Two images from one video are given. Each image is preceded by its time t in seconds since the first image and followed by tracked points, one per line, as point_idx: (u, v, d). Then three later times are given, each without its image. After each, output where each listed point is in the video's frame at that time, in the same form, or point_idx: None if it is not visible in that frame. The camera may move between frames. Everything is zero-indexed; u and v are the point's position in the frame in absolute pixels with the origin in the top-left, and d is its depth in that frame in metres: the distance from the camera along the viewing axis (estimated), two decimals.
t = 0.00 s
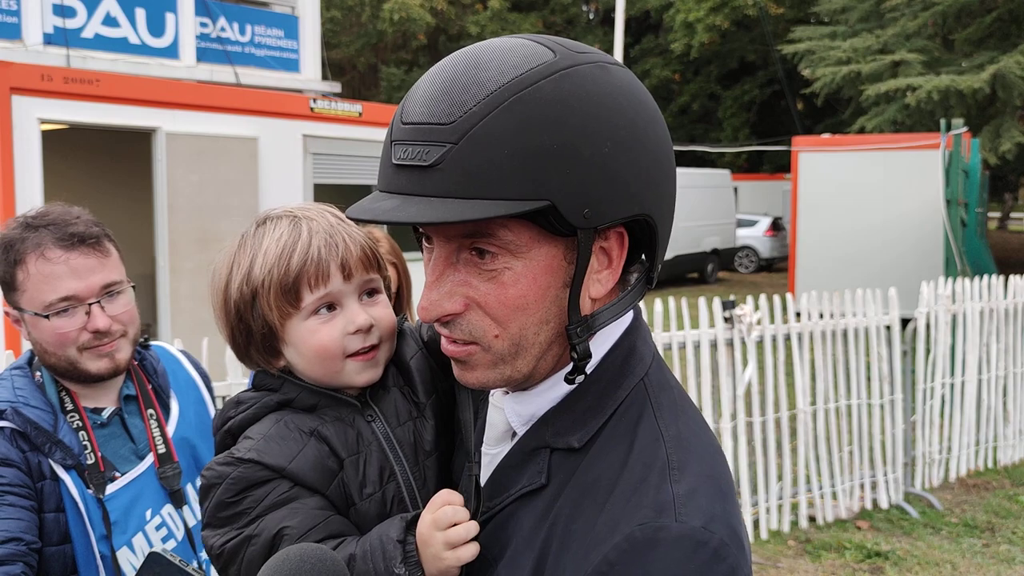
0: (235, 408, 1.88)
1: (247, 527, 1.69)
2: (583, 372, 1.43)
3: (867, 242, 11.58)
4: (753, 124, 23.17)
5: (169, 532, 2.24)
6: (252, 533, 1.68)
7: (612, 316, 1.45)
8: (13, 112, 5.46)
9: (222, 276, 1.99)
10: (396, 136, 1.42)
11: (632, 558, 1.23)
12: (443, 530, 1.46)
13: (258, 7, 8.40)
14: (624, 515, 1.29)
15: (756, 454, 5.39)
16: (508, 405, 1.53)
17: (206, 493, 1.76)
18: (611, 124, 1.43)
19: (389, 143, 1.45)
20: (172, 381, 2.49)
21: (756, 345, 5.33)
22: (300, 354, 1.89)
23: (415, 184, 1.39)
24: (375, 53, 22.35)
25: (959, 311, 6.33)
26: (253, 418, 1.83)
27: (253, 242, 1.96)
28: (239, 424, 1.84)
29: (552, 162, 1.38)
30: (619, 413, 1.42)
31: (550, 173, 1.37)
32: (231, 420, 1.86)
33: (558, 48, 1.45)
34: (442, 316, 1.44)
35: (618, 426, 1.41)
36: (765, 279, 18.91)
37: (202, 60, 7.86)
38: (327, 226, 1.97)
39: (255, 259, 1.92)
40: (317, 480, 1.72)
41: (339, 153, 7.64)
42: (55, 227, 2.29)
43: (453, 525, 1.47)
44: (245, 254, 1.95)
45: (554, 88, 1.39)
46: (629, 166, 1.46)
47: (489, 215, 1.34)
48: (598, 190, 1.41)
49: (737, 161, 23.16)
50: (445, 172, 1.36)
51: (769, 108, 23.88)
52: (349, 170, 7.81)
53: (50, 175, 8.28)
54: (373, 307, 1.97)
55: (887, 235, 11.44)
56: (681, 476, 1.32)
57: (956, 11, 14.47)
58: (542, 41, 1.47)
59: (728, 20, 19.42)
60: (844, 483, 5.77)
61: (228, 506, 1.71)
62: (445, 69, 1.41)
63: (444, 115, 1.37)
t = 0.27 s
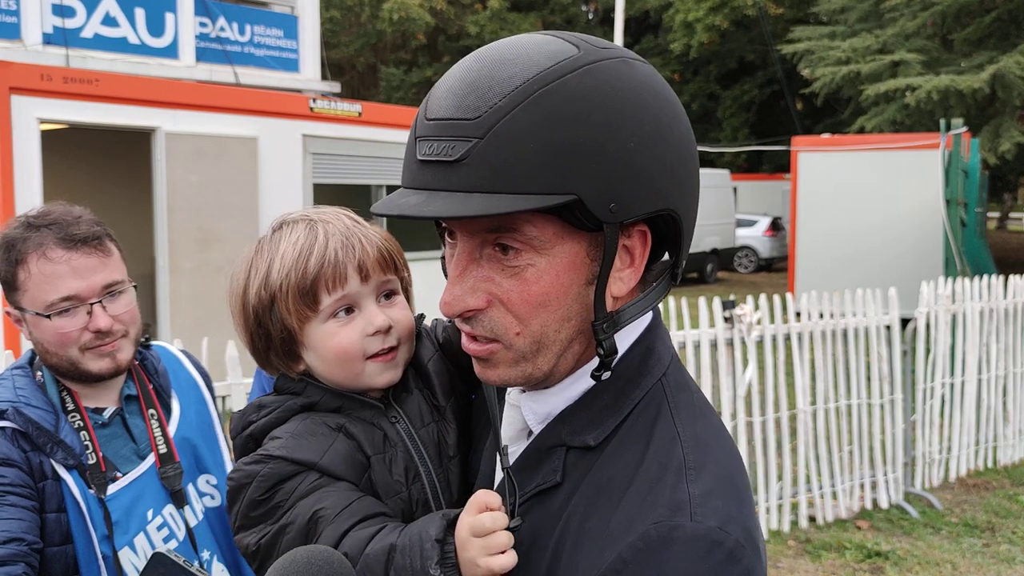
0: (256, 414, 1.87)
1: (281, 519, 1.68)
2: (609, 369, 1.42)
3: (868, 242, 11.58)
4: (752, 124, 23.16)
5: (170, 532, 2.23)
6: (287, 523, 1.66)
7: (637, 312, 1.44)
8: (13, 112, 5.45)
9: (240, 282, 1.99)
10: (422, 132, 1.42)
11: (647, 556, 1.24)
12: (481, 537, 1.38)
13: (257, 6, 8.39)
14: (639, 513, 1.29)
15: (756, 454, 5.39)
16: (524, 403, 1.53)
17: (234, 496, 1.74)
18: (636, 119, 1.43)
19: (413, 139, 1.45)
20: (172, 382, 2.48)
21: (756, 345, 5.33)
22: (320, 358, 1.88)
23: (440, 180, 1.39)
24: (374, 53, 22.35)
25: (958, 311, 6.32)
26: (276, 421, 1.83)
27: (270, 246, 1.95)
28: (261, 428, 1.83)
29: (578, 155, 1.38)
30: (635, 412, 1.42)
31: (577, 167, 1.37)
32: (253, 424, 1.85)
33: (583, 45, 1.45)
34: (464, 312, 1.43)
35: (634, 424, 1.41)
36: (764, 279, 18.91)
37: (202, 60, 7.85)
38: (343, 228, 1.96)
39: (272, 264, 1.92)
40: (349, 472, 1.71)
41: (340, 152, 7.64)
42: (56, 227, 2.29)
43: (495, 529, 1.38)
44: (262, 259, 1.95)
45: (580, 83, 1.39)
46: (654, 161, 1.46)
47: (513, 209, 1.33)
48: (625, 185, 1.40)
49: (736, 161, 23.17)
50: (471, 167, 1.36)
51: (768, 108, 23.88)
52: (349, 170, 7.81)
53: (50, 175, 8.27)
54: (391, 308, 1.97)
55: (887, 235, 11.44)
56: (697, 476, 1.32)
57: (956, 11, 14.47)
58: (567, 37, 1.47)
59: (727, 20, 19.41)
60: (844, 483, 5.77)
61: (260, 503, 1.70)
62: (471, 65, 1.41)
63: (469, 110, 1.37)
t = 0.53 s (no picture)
0: (276, 413, 1.85)
1: (302, 515, 1.65)
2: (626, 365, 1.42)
3: (868, 242, 11.58)
4: (752, 124, 23.16)
5: (171, 532, 2.23)
6: (308, 518, 1.63)
7: (659, 308, 1.43)
8: (12, 112, 5.44)
9: (258, 281, 1.99)
10: (448, 116, 1.41)
11: (651, 555, 1.23)
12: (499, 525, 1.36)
13: (256, 6, 8.38)
14: (646, 510, 1.28)
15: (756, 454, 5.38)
16: (539, 399, 1.54)
17: (256, 492, 1.72)
18: (661, 112, 1.43)
19: (439, 125, 1.44)
20: (173, 381, 2.48)
21: (756, 345, 5.32)
22: (342, 356, 1.87)
23: (463, 167, 1.39)
24: (373, 54, 22.34)
25: (958, 311, 6.32)
26: (298, 419, 1.80)
27: (289, 245, 1.95)
28: (282, 427, 1.80)
29: (603, 148, 1.38)
30: (649, 411, 1.41)
31: (600, 160, 1.37)
32: (274, 423, 1.82)
33: (613, 36, 1.44)
34: (481, 300, 1.44)
35: (646, 423, 1.40)
36: (764, 279, 18.91)
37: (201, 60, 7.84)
38: (361, 226, 1.96)
39: (291, 262, 1.92)
40: (372, 471, 1.70)
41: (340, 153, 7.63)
42: (57, 226, 2.28)
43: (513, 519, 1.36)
44: (281, 258, 1.95)
45: (608, 75, 1.38)
46: (678, 156, 1.45)
47: (531, 199, 1.33)
48: (648, 178, 1.40)
49: (736, 161, 23.16)
50: (495, 155, 1.36)
51: (768, 108, 23.88)
52: (350, 170, 7.80)
53: (49, 176, 8.26)
54: (411, 305, 1.96)
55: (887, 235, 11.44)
56: (707, 477, 1.31)
57: (955, 11, 14.47)
58: (597, 29, 1.47)
59: (726, 20, 19.41)
60: (844, 483, 5.76)
61: (281, 500, 1.68)
62: (501, 51, 1.41)
63: (496, 98, 1.37)
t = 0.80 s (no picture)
0: (301, 405, 1.87)
1: (324, 512, 1.67)
2: (613, 340, 1.42)
3: (868, 242, 11.58)
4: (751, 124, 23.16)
5: (173, 531, 2.22)
6: (330, 515, 1.65)
7: (651, 287, 1.43)
8: (12, 112, 5.44)
9: (292, 275, 2.00)
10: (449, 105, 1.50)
11: (677, 558, 1.23)
12: (526, 515, 1.37)
13: (256, 6, 8.38)
14: (671, 514, 1.28)
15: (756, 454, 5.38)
16: (561, 398, 1.53)
17: (278, 485, 1.74)
18: (639, 80, 1.41)
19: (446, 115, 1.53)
20: (176, 381, 2.48)
21: (756, 345, 5.32)
22: (371, 352, 1.88)
23: (450, 142, 1.45)
24: (373, 54, 22.34)
25: (958, 311, 6.32)
26: (321, 414, 1.82)
27: (325, 239, 1.96)
28: (306, 421, 1.82)
29: (576, 115, 1.38)
30: (672, 413, 1.41)
31: (572, 124, 1.38)
32: (298, 417, 1.84)
33: (605, 24, 1.48)
34: (480, 276, 1.49)
35: (669, 425, 1.40)
36: (763, 279, 18.91)
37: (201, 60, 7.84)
38: (397, 223, 1.96)
39: (327, 256, 1.93)
40: (395, 469, 1.70)
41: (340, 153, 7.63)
42: (60, 226, 2.28)
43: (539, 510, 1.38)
44: (317, 252, 1.96)
45: (586, 49, 1.42)
46: (662, 126, 1.42)
47: (501, 159, 1.37)
48: (623, 142, 1.39)
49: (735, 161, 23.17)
50: (475, 127, 1.41)
51: (767, 108, 23.89)
52: (350, 170, 7.80)
53: (49, 176, 8.27)
54: (441, 305, 1.96)
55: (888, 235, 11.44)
56: (732, 481, 1.30)
57: (955, 11, 14.48)
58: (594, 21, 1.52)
59: (726, 20, 19.41)
60: (844, 482, 5.77)
61: (303, 496, 1.69)
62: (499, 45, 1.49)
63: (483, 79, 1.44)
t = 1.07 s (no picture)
0: (315, 408, 1.85)
1: (336, 513, 1.66)
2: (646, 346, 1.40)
3: (868, 242, 11.58)
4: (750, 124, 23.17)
5: (174, 532, 2.22)
6: (342, 518, 1.64)
7: (674, 289, 1.43)
8: (11, 111, 5.43)
9: (319, 268, 2.00)
10: (448, 121, 1.45)
11: (691, 547, 1.23)
12: (540, 531, 1.36)
13: (255, 6, 8.38)
14: (685, 505, 1.28)
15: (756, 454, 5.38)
16: (567, 397, 1.53)
17: (290, 484, 1.73)
18: (653, 90, 1.43)
19: (441, 131, 1.48)
20: (177, 380, 2.48)
21: (756, 344, 5.32)
22: (395, 351, 1.88)
23: (467, 162, 1.40)
24: (372, 54, 22.34)
25: (958, 311, 6.32)
26: (334, 414, 1.81)
27: (358, 236, 1.96)
28: (320, 421, 1.81)
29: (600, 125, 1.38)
30: (680, 406, 1.41)
31: (598, 135, 1.37)
32: (311, 417, 1.83)
33: (603, 30, 1.47)
34: (499, 295, 1.44)
35: (677, 418, 1.40)
36: (763, 279, 18.91)
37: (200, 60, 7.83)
38: (431, 225, 1.97)
39: (358, 252, 1.93)
40: (407, 469, 1.69)
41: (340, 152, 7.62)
42: (60, 225, 2.28)
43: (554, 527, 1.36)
44: (349, 248, 1.96)
45: (597, 60, 1.41)
46: (675, 131, 1.45)
47: (531, 177, 1.34)
48: (647, 152, 1.40)
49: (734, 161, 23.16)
50: (495, 145, 1.37)
51: (766, 108, 23.89)
52: (350, 170, 7.80)
53: (48, 176, 8.26)
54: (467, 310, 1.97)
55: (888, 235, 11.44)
56: (743, 471, 1.31)
57: (954, 11, 14.48)
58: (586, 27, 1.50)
59: (725, 20, 19.40)
60: (844, 482, 5.77)
61: (316, 495, 1.68)
62: (496, 56, 1.45)
63: (493, 93, 1.40)
